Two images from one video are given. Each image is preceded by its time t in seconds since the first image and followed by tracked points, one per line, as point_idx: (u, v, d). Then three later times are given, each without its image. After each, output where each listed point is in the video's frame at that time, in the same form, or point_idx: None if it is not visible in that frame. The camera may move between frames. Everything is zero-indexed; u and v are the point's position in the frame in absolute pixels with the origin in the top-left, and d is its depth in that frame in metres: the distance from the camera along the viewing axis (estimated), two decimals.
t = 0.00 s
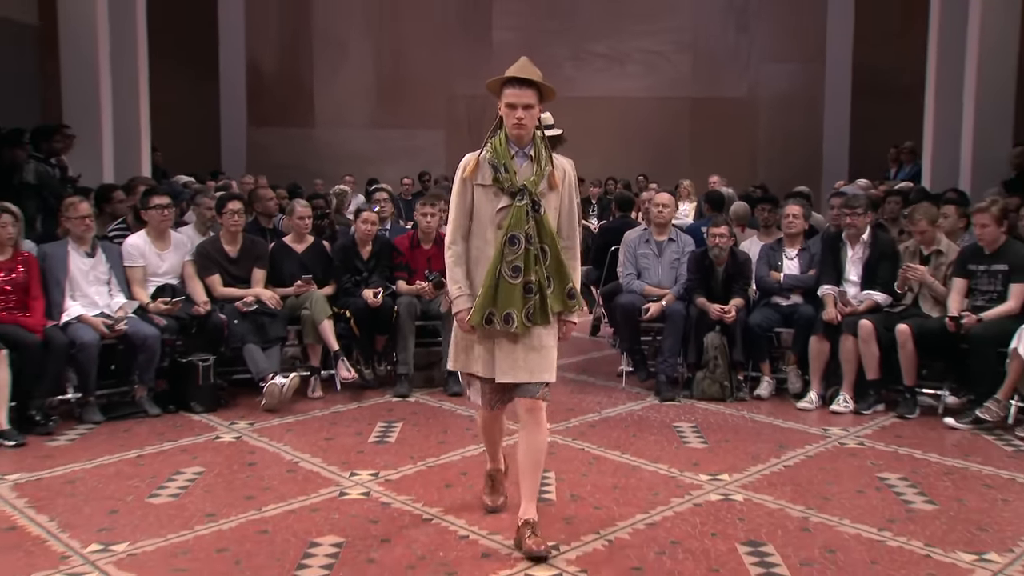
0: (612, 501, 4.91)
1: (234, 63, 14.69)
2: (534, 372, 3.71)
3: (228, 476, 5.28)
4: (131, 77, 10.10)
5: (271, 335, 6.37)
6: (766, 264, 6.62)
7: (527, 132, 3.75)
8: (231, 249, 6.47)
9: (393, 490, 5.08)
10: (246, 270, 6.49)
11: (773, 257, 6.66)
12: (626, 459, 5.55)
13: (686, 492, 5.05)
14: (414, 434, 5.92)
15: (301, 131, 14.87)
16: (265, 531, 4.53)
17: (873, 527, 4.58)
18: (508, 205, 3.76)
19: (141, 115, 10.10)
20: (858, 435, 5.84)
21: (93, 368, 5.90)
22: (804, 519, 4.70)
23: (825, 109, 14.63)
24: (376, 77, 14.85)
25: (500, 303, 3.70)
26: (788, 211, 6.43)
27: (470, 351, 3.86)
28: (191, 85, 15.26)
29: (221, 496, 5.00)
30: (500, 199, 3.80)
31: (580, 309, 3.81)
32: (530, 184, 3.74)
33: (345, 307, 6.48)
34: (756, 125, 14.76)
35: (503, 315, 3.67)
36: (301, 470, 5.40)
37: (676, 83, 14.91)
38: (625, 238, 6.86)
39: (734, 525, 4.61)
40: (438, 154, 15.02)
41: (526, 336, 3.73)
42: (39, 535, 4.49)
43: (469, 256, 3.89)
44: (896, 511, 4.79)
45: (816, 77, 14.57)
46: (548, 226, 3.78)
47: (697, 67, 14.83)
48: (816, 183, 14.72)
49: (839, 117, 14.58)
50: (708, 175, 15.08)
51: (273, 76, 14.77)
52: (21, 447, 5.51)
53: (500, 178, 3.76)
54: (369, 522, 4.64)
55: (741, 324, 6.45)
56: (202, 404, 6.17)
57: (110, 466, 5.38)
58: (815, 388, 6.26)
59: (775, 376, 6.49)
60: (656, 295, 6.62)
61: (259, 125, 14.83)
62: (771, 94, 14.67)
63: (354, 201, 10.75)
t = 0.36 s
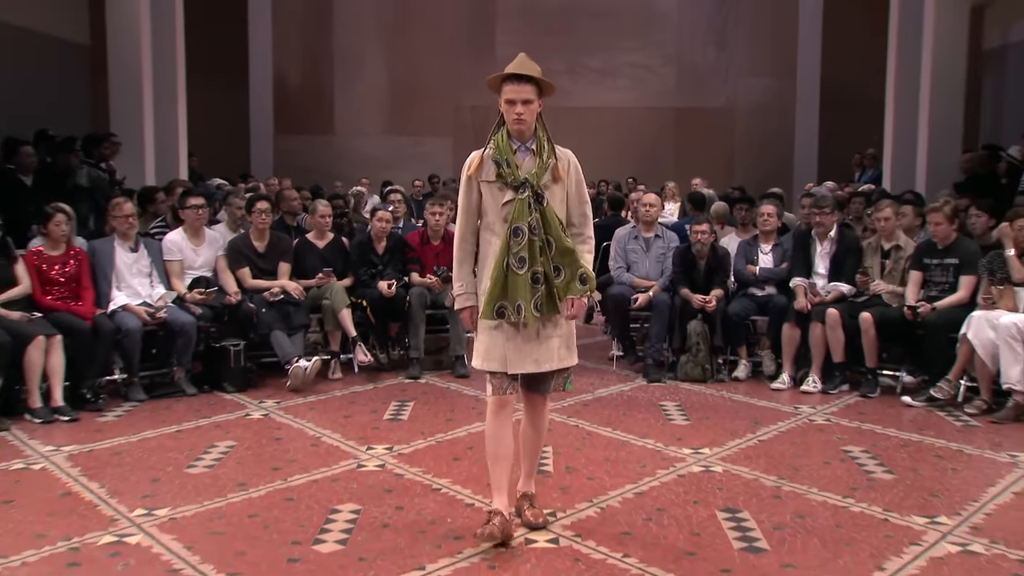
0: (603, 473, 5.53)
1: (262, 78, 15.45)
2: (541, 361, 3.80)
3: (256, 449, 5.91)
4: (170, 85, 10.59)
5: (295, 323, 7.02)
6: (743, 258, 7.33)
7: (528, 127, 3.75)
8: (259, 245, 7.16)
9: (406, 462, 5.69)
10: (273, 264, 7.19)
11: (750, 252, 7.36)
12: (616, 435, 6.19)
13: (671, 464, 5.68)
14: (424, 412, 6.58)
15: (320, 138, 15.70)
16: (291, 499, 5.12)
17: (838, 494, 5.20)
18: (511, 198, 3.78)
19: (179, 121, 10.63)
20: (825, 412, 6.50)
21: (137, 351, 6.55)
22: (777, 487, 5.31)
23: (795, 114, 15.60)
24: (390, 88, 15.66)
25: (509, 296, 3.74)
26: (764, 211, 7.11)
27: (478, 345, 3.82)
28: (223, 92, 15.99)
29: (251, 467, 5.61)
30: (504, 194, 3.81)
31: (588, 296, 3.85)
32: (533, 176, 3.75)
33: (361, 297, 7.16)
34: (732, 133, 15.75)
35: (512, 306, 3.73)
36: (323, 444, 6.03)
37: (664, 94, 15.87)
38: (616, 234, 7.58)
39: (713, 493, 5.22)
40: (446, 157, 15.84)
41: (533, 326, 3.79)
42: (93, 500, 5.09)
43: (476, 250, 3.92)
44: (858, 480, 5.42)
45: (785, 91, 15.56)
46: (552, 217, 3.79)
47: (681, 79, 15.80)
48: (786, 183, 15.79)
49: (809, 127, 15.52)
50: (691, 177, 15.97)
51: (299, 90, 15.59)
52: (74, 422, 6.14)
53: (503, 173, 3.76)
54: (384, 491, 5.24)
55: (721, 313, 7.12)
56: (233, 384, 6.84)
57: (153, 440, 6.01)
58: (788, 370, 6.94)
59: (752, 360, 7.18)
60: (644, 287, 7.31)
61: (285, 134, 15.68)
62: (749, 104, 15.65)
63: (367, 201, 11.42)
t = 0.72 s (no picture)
0: (596, 454, 5.86)
1: (284, 94, 17.12)
2: (541, 368, 3.91)
3: (280, 433, 6.30)
4: (203, 93, 11.68)
5: (314, 316, 7.67)
6: (724, 257, 8.05)
7: (523, 136, 3.90)
8: (281, 245, 7.84)
9: (416, 445, 6.01)
10: (293, 263, 7.86)
11: (730, 252, 8.07)
12: (608, 419, 6.64)
13: (657, 446, 6.03)
14: (432, 398, 7.09)
15: (338, 148, 17.35)
16: (311, 478, 5.40)
17: (810, 472, 5.53)
18: (509, 206, 3.91)
19: (209, 137, 11.71)
20: (798, 398, 7.03)
21: (170, 342, 7.19)
22: (755, 467, 5.63)
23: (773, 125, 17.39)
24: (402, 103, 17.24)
25: (507, 302, 3.85)
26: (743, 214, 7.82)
27: (479, 350, 3.90)
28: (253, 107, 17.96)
29: (274, 449, 5.96)
30: (501, 201, 3.94)
31: (582, 303, 3.97)
32: (529, 185, 3.89)
33: (375, 293, 7.87)
34: (712, 143, 17.40)
35: (510, 312, 3.83)
36: (340, 427, 6.41)
37: (650, 108, 17.39)
38: (608, 236, 8.24)
39: (697, 473, 5.53)
40: (453, 166, 17.41)
41: (532, 332, 3.90)
42: (132, 476, 5.45)
43: (473, 258, 4.03)
44: (828, 460, 5.77)
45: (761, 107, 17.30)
46: (548, 224, 3.93)
47: (666, 94, 17.33)
48: (761, 189, 17.53)
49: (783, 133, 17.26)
50: (676, 183, 17.55)
51: (316, 100, 17.25)
52: (115, 406, 6.67)
53: (501, 181, 3.89)
54: (397, 471, 5.52)
55: (704, 308, 7.84)
56: (258, 372, 7.46)
57: (185, 423, 6.46)
58: (765, 359, 7.58)
59: (733, 351, 7.83)
60: (634, 284, 7.97)
61: (307, 144, 17.33)
62: (728, 118, 17.32)
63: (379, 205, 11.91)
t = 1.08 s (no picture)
0: (592, 444, 5.98)
1: (296, 102, 17.48)
2: (546, 365, 3.94)
3: (292, 423, 6.49)
4: (220, 102, 12.15)
5: (323, 313, 8.14)
6: (714, 256, 8.48)
7: (531, 136, 3.96)
8: (292, 245, 8.25)
9: (420, 435, 6.20)
10: (304, 262, 8.29)
11: (720, 251, 8.51)
12: (603, 411, 6.85)
13: (651, 437, 6.16)
14: (436, 391, 7.40)
15: (344, 152, 17.70)
16: (321, 466, 5.49)
17: (794, 461, 5.61)
18: (516, 206, 3.97)
19: (224, 141, 12.19)
20: (784, 390, 7.34)
21: (188, 337, 7.55)
22: (742, 456, 5.72)
23: (760, 129, 17.90)
24: (405, 112, 17.69)
25: (514, 301, 3.89)
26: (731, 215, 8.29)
27: (477, 348, 3.98)
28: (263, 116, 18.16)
29: (286, 439, 6.10)
30: (509, 201, 4.00)
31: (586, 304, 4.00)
32: (537, 185, 3.95)
33: (381, 291, 8.29)
34: (704, 148, 17.93)
35: (515, 310, 3.88)
36: (349, 419, 6.63)
37: (643, 113, 17.90)
38: (604, 236, 8.66)
39: (686, 461, 5.61)
40: (455, 170, 17.91)
41: (537, 332, 3.94)
42: (151, 464, 5.55)
43: (481, 258, 4.07)
44: (812, 449, 5.87)
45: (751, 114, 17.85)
46: (555, 225, 3.98)
47: (660, 100, 17.90)
48: (751, 192, 18.09)
49: (771, 138, 17.87)
50: (669, 186, 18.11)
51: (326, 107, 17.55)
52: (137, 398, 6.95)
53: (509, 180, 3.95)
54: (402, 460, 5.63)
55: (695, 305, 8.23)
56: (270, 365, 7.84)
57: (201, 414, 6.67)
58: (752, 354, 7.96)
59: (722, 346, 8.25)
60: (628, 282, 8.41)
61: (317, 149, 17.66)
62: (719, 124, 17.87)
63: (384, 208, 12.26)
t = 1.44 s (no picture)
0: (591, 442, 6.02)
1: (296, 103, 17.57)
2: (566, 369, 3.91)
3: (292, 422, 6.53)
4: (220, 101, 12.20)
5: (323, 312, 8.18)
6: (712, 256, 8.56)
7: (557, 136, 3.92)
8: (292, 244, 8.31)
9: (419, 433, 6.25)
10: (304, 261, 8.35)
11: (718, 250, 8.58)
12: (601, 409, 6.88)
13: (649, 434, 6.22)
14: (435, 390, 7.43)
15: (344, 152, 17.75)
16: (320, 464, 5.54)
17: (791, 459, 5.65)
18: (539, 208, 3.94)
19: (224, 142, 12.23)
20: (781, 389, 7.37)
21: (188, 336, 7.58)
22: (740, 454, 5.76)
23: (757, 129, 18.03)
24: (405, 113, 17.73)
25: (535, 305, 3.89)
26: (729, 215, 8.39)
27: (500, 348, 4.00)
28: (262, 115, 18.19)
29: (285, 437, 6.14)
30: (531, 202, 3.96)
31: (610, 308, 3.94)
32: (561, 187, 3.90)
33: (381, 290, 8.38)
34: (701, 147, 17.98)
35: (536, 314, 3.88)
36: (348, 417, 6.68)
37: (642, 113, 17.89)
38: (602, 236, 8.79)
39: (683, 459, 5.65)
40: (454, 170, 18.00)
41: (559, 336, 3.92)
42: (152, 462, 5.58)
43: (505, 259, 4.07)
44: (809, 447, 5.92)
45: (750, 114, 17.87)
46: (578, 228, 3.93)
47: (658, 100, 17.90)
48: (749, 192, 18.16)
49: (769, 138, 17.94)
50: (667, 186, 18.18)
51: (326, 108, 17.64)
52: (137, 396, 6.98)
53: (532, 182, 3.91)
54: (400, 458, 5.68)
55: (692, 304, 8.30)
56: (270, 364, 7.88)
57: (201, 413, 6.71)
58: (749, 353, 8.01)
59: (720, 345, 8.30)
60: (626, 282, 8.52)
61: (316, 149, 17.74)
62: (717, 124, 17.92)
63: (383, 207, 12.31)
